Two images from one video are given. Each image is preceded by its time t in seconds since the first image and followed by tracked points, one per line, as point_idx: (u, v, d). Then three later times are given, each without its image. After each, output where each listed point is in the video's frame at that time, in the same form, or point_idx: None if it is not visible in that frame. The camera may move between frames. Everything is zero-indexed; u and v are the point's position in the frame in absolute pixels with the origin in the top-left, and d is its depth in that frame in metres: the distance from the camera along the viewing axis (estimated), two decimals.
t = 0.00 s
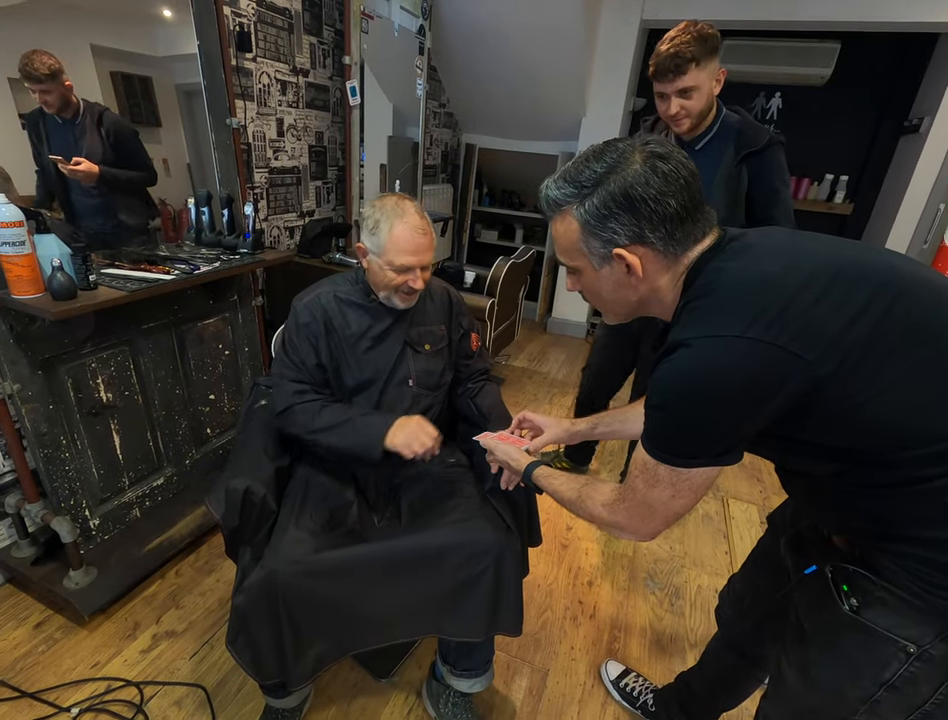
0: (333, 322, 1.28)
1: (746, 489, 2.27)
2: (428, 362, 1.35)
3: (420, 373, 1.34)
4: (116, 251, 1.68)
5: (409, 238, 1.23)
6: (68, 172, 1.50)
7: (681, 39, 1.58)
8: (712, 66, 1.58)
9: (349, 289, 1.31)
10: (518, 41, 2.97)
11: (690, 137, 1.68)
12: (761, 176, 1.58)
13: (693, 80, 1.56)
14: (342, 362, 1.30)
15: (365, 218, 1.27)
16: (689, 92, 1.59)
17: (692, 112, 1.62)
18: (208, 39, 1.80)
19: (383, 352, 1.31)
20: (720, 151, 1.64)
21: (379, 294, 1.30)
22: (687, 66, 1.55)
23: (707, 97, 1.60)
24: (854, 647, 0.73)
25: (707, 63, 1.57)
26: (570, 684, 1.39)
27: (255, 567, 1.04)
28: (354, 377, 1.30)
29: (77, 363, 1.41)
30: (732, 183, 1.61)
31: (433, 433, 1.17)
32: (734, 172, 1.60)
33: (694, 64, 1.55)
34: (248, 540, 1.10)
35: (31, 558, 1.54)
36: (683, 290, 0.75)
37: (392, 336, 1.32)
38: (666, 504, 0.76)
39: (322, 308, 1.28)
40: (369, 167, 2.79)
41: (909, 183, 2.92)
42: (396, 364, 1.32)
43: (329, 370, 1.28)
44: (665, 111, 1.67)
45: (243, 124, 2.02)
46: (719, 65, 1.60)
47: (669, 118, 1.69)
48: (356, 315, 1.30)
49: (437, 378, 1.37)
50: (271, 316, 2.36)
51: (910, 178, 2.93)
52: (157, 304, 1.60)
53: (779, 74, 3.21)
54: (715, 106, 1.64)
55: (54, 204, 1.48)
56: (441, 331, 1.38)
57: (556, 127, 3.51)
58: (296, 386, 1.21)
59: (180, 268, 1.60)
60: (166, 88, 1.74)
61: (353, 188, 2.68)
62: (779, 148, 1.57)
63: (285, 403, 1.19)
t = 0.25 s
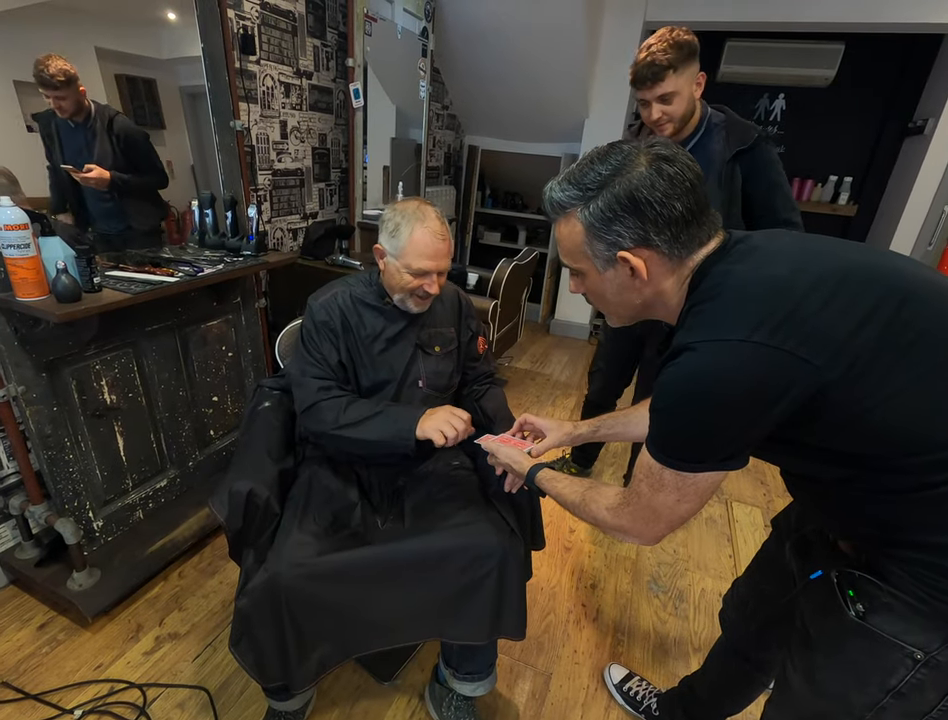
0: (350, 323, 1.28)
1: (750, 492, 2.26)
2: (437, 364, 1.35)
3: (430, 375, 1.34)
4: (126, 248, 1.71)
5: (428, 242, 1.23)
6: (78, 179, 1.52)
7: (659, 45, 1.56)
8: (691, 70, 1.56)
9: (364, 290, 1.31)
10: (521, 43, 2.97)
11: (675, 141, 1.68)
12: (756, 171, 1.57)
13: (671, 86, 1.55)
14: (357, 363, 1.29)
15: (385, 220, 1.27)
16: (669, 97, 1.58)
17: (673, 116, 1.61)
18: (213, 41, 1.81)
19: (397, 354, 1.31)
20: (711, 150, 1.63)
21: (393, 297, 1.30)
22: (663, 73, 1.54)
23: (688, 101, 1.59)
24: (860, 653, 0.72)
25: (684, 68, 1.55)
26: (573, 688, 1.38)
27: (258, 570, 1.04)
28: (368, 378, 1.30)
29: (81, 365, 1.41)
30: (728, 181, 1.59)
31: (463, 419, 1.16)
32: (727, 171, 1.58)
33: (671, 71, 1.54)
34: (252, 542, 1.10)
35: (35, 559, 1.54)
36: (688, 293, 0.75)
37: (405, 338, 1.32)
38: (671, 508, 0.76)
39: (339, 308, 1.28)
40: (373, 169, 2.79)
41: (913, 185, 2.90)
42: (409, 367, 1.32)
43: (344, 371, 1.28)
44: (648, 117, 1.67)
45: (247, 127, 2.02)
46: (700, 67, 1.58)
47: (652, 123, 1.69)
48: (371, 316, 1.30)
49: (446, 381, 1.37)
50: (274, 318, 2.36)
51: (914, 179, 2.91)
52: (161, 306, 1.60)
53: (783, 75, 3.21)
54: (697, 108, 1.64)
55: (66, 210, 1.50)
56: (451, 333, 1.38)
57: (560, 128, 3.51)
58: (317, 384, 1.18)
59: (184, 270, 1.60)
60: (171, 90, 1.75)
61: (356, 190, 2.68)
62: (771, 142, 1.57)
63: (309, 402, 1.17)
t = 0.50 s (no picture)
0: (359, 324, 1.28)
1: (754, 494, 2.26)
2: (443, 365, 1.35)
3: (435, 377, 1.34)
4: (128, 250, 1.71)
5: (440, 244, 1.23)
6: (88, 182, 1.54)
7: (630, 50, 1.57)
8: (665, 71, 1.57)
9: (372, 291, 1.31)
10: (524, 44, 2.97)
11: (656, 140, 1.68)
12: (738, 163, 1.60)
13: (646, 87, 1.55)
14: (364, 364, 1.29)
15: (398, 222, 1.27)
16: (645, 98, 1.58)
17: (651, 116, 1.61)
18: (216, 42, 1.81)
19: (404, 356, 1.31)
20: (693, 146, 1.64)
21: (402, 299, 1.29)
22: (637, 76, 1.54)
23: (664, 100, 1.59)
24: (865, 657, 0.72)
25: (658, 69, 1.55)
26: (576, 690, 1.38)
27: (261, 571, 1.04)
28: (376, 379, 1.30)
29: (84, 366, 1.42)
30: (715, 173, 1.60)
31: (472, 430, 1.16)
32: (711, 164, 1.58)
33: (645, 72, 1.54)
34: (254, 543, 1.11)
35: (39, 559, 1.55)
36: (692, 295, 0.75)
37: (411, 339, 1.32)
38: (675, 511, 0.75)
39: (349, 309, 1.28)
40: (375, 170, 2.80)
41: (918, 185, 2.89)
42: (415, 368, 1.32)
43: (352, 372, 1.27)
44: (626, 119, 1.66)
45: (250, 128, 2.03)
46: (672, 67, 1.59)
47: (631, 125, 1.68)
48: (378, 317, 1.30)
49: (451, 382, 1.37)
50: (276, 319, 2.36)
51: (919, 179, 2.90)
52: (165, 307, 1.60)
53: (786, 75, 3.21)
54: (675, 107, 1.64)
55: (76, 215, 1.53)
56: (457, 334, 1.38)
57: (562, 129, 3.50)
58: (325, 385, 1.18)
59: (187, 271, 1.61)
60: (174, 91, 1.75)
61: (358, 191, 2.69)
62: (747, 133, 1.60)
63: (316, 403, 1.16)
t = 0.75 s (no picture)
0: (361, 324, 1.28)
1: (756, 494, 2.25)
2: (444, 365, 1.35)
3: (437, 376, 1.34)
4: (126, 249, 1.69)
5: (443, 245, 1.23)
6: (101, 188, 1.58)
7: (599, 62, 1.64)
8: (633, 79, 1.64)
9: (374, 291, 1.31)
10: (525, 42, 2.96)
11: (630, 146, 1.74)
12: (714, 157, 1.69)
13: (616, 96, 1.62)
14: (367, 363, 1.29)
15: (400, 222, 1.27)
16: (616, 106, 1.65)
17: (623, 123, 1.67)
18: (217, 42, 1.81)
19: (405, 356, 1.31)
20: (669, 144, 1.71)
21: (404, 299, 1.29)
22: (607, 87, 1.61)
23: (635, 107, 1.66)
24: (868, 658, 0.72)
25: (627, 77, 1.62)
26: (577, 690, 1.38)
27: (262, 570, 1.04)
28: (378, 379, 1.30)
29: (86, 366, 1.42)
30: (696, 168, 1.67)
31: (474, 430, 1.16)
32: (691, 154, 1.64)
33: (614, 81, 1.61)
34: (255, 543, 1.11)
35: (41, 559, 1.55)
36: (693, 295, 0.75)
37: (413, 339, 1.32)
38: (677, 512, 0.75)
39: (350, 309, 1.28)
40: (376, 169, 2.79)
41: (921, 184, 2.88)
42: (417, 369, 1.32)
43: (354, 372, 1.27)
44: (599, 127, 1.72)
45: (251, 127, 2.03)
46: (640, 76, 1.66)
47: (605, 133, 1.74)
48: (380, 318, 1.30)
49: (452, 382, 1.37)
50: (277, 318, 2.36)
51: (922, 178, 2.89)
52: (166, 307, 1.61)
53: (790, 75, 3.22)
54: (644, 113, 1.71)
55: (78, 215, 1.54)
56: (459, 334, 1.38)
57: (563, 129, 3.50)
58: (327, 385, 1.18)
59: (189, 271, 1.61)
60: (176, 91, 1.75)
61: (360, 190, 2.69)
62: (718, 128, 1.70)
63: (319, 403, 1.16)
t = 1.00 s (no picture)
0: (361, 327, 1.28)
1: (755, 495, 2.25)
2: (444, 367, 1.35)
3: (436, 379, 1.34)
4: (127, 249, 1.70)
5: (443, 248, 1.23)
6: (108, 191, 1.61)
7: (586, 63, 1.65)
8: (619, 79, 1.65)
9: (374, 294, 1.31)
10: (524, 44, 2.97)
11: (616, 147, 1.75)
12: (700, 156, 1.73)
13: (604, 97, 1.63)
14: (367, 366, 1.29)
15: (400, 225, 1.27)
16: (603, 107, 1.66)
17: (610, 124, 1.69)
18: (216, 44, 1.81)
19: (406, 358, 1.31)
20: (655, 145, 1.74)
21: (404, 301, 1.29)
22: (594, 88, 1.62)
23: (622, 109, 1.67)
24: (867, 661, 0.72)
25: (613, 78, 1.63)
26: (577, 693, 1.38)
27: (260, 573, 1.04)
28: (378, 382, 1.30)
29: (85, 368, 1.42)
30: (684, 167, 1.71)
31: (478, 432, 1.16)
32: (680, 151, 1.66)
33: (601, 82, 1.62)
34: (254, 545, 1.11)
35: (40, 561, 1.55)
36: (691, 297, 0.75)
37: (413, 342, 1.32)
38: (674, 515, 0.75)
39: (351, 311, 1.28)
40: (376, 171, 2.80)
41: (920, 186, 2.89)
42: (417, 371, 1.32)
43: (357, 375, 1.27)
44: (586, 128, 1.73)
45: (251, 129, 2.03)
46: (625, 78, 1.67)
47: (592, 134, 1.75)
48: (381, 320, 1.30)
49: (452, 384, 1.37)
50: (277, 320, 2.36)
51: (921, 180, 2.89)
52: (165, 309, 1.60)
53: (788, 76, 3.22)
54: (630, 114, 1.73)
55: (77, 217, 1.54)
56: (458, 336, 1.38)
57: (562, 131, 3.50)
58: (330, 387, 1.18)
59: (188, 273, 1.60)
60: (176, 93, 1.75)
61: (359, 192, 2.69)
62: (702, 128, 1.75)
63: (323, 405, 1.16)
